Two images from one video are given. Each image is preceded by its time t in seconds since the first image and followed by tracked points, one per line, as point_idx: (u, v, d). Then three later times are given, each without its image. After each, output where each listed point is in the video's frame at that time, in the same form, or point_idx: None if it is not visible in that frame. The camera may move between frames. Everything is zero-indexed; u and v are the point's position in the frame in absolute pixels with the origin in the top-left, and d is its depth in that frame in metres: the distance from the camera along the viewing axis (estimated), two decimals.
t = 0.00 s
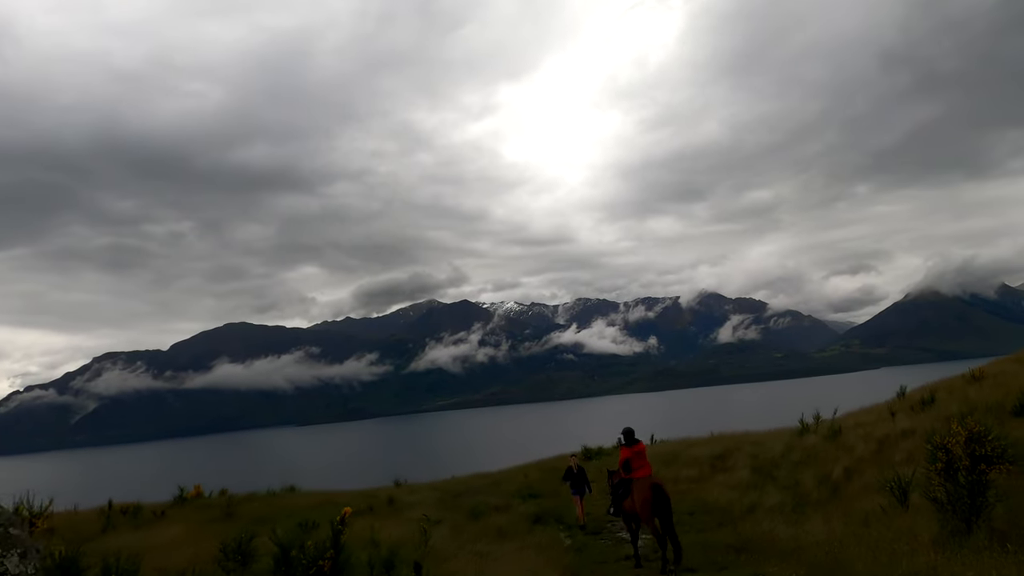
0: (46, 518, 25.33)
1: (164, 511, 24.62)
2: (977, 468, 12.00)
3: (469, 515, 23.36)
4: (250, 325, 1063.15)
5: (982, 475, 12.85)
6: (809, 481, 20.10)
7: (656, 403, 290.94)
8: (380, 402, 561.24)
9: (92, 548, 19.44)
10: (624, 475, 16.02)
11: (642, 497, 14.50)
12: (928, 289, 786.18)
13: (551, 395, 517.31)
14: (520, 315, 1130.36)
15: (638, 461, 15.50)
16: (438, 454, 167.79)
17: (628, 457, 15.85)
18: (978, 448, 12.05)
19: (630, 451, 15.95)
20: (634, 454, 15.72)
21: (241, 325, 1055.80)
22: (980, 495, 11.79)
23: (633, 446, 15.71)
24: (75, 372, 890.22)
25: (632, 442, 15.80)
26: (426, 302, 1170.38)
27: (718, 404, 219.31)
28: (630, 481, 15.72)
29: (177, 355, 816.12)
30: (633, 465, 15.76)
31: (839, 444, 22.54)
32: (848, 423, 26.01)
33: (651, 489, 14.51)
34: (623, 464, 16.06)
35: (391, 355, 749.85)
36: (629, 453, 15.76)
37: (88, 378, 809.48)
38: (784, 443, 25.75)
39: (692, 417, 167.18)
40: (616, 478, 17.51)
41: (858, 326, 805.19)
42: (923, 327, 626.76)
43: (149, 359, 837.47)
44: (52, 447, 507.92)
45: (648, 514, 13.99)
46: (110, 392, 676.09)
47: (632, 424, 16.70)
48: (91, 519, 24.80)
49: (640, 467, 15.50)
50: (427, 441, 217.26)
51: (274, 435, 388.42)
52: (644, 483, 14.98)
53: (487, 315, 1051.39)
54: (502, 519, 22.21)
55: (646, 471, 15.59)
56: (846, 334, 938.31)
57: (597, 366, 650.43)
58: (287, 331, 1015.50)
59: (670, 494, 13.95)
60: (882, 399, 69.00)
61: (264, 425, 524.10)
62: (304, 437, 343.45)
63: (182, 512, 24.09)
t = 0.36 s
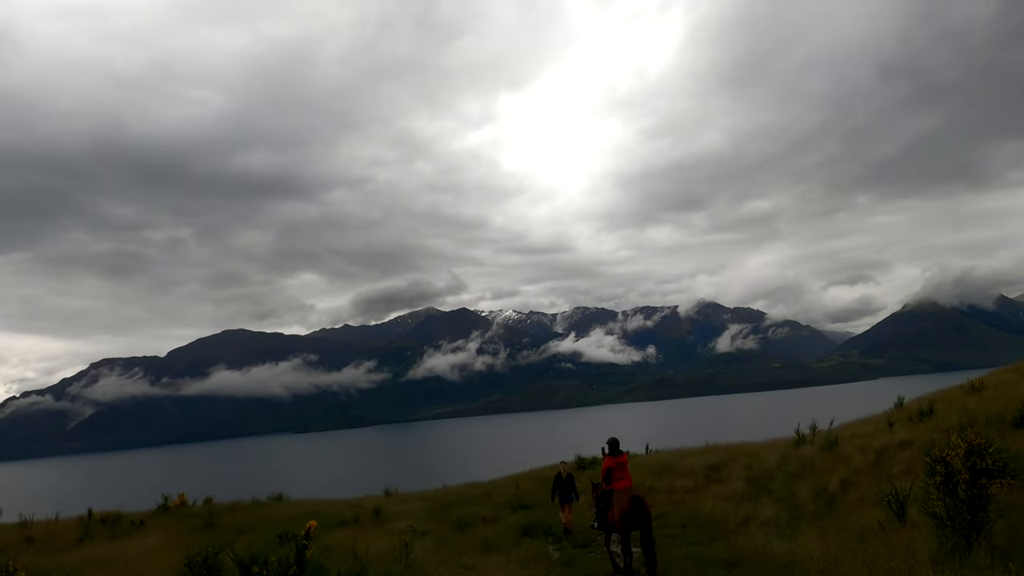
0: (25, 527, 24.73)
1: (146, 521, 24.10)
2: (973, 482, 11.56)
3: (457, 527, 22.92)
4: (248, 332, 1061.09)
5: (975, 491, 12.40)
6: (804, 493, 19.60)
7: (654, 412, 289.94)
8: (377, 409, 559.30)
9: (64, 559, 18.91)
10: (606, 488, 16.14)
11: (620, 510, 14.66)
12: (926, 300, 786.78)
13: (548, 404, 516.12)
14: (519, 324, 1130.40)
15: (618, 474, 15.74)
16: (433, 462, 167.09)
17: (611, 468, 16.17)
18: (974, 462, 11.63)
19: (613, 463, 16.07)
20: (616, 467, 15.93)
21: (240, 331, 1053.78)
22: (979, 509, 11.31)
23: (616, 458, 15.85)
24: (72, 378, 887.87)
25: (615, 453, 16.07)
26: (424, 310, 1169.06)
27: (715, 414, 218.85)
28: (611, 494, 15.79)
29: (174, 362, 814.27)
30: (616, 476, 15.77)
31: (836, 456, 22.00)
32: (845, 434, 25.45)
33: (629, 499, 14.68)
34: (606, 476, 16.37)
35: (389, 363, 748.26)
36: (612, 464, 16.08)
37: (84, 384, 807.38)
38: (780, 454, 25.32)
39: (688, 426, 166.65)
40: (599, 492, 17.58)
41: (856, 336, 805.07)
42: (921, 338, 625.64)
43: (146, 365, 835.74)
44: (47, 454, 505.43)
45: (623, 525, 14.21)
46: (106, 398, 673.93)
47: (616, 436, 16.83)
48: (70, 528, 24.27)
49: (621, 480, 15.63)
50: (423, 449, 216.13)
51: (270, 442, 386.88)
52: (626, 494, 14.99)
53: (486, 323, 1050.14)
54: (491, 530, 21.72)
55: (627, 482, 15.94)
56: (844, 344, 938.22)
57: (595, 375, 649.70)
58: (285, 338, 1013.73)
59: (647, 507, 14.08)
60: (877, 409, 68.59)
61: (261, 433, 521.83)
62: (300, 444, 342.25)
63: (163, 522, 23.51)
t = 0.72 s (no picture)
0: (15, 545, 24.26)
1: (139, 537, 23.61)
2: (991, 502, 10.98)
3: (457, 544, 22.42)
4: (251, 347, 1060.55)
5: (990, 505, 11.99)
6: (810, 511, 19.06)
7: (658, 427, 287.89)
8: (380, 424, 556.98)
9: None
10: (596, 503, 16.04)
11: (611, 528, 14.73)
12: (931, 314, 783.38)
13: (551, 419, 513.58)
14: (522, 338, 1128.55)
15: (610, 489, 15.65)
16: (436, 478, 165.54)
17: (601, 484, 15.96)
18: (993, 479, 10.98)
19: (605, 479, 16.09)
20: (608, 482, 15.82)
21: (243, 345, 1053.96)
22: (997, 529, 10.80)
23: (607, 473, 15.89)
24: (76, 393, 888.00)
25: (605, 470, 15.92)
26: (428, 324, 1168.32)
27: (719, 429, 216.85)
28: (601, 508, 15.83)
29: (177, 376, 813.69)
30: (607, 492, 15.84)
31: (843, 472, 21.43)
32: (851, 450, 24.96)
33: (621, 518, 14.66)
34: (596, 491, 16.20)
35: (392, 378, 746.44)
36: (604, 479, 15.85)
37: (88, 399, 807.40)
38: (784, 471, 24.82)
39: (693, 441, 165.02)
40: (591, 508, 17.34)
41: (861, 350, 800.92)
42: (926, 353, 622.88)
43: (150, 379, 835.95)
44: (50, 469, 504.47)
45: (617, 541, 14.23)
46: (110, 412, 673.10)
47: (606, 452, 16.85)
48: (60, 546, 23.73)
49: (611, 496, 15.68)
50: (426, 465, 214.18)
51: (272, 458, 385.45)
52: (620, 510, 14.81)
53: (489, 337, 1048.14)
54: (489, 548, 21.32)
55: (618, 498, 15.74)
56: (849, 358, 932.84)
57: (599, 390, 646.82)
58: (288, 352, 1012.58)
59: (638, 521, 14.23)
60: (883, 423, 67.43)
61: (265, 448, 520.59)
62: (303, 459, 340.44)
63: (155, 538, 23.07)
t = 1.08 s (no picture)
0: (4, 556, 23.77)
1: (128, 548, 23.21)
2: (1005, 511, 10.49)
3: (452, 555, 21.89)
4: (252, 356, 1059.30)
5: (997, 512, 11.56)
6: (817, 520, 18.51)
7: (660, 436, 286.30)
8: (381, 433, 554.71)
9: None
10: (590, 510, 15.77)
11: (605, 536, 14.51)
12: (933, 322, 780.40)
13: (553, 427, 511.52)
14: (523, 346, 1126.43)
15: (602, 498, 15.37)
16: (436, 487, 164.48)
17: (595, 491, 15.70)
18: (1001, 486, 10.53)
19: (597, 486, 15.84)
20: (600, 490, 15.59)
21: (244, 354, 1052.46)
22: (1014, 539, 10.31)
23: (599, 482, 15.67)
24: (78, 403, 886.94)
25: (598, 477, 15.68)
26: (429, 333, 1166.81)
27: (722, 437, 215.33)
28: (595, 516, 15.54)
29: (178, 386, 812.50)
30: (600, 501, 15.59)
31: (848, 480, 20.97)
32: (855, 457, 24.48)
33: (616, 527, 14.43)
34: (591, 499, 15.95)
35: (393, 387, 744.84)
36: (596, 488, 15.63)
37: (89, 408, 805.84)
38: (789, 479, 24.28)
39: (695, 450, 163.71)
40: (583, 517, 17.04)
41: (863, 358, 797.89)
42: (928, 361, 620.09)
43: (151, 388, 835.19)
44: (50, 478, 502.75)
45: (609, 554, 14.04)
46: (111, 422, 671.41)
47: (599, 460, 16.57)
48: (49, 557, 23.27)
49: (607, 503, 15.36)
50: (426, 474, 212.98)
51: (273, 467, 384.02)
52: (614, 522, 14.54)
53: (490, 345, 1046.13)
54: (486, 558, 20.87)
55: (612, 507, 15.46)
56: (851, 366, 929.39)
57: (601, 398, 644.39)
58: (289, 361, 1011.12)
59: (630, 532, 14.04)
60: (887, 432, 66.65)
61: (266, 457, 518.56)
62: (303, 468, 338.81)
63: (144, 550, 22.55)
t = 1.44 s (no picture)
0: None
1: (112, 554, 22.82)
2: (1009, 522, 10.10)
3: (441, 563, 21.36)
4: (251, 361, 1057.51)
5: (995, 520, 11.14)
6: (812, 529, 18.17)
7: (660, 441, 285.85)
8: (380, 437, 553.32)
9: None
10: (578, 515, 15.42)
11: (591, 542, 14.37)
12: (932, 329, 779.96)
13: (551, 433, 510.47)
14: (522, 352, 1125.25)
15: (591, 503, 15.00)
16: (434, 492, 163.97)
17: (583, 497, 15.28)
18: (1001, 496, 10.21)
19: (586, 492, 15.37)
20: (588, 496, 15.15)
21: (244, 358, 1051.35)
22: (1014, 553, 9.94)
23: (587, 488, 15.21)
24: (76, 406, 884.39)
25: (586, 484, 15.27)
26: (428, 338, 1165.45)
27: (720, 443, 214.60)
28: (583, 523, 15.12)
29: (177, 390, 811.06)
30: (588, 507, 15.21)
31: (846, 487, 20.60)
32: (853, 466, 24.11)
33: (600, 533, 14.38)
34: (579, 504, 15.54)
35: (392, 392, 743.40)
36: (584, 494, 15.20)
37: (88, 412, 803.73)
38: (786, 485, 23.94)
39: (694, 456, 163.29)
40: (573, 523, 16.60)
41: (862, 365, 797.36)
42: (927, 368, 619.80)
43: (149, 392, 833.55)
44: (47, 482, 500.99)
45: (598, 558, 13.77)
46: (109, 425, 669.79)
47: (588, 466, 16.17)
48: (32, 563, 22.83)
49: (594, 511, 15.03)
50: (424, 479, 212.34)
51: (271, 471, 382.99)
52: (599, 529, 14.32)
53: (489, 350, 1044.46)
54: (475, 566, 20.39)
55: (599, 512, 15.11)
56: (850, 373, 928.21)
57: (599, 404, 643.37)
58: (288, 365, 1009.69)
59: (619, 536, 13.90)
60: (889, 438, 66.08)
61: (263, 461, 517.02)
62: (302, 473, 337.85)
63: (128, 555, 22.17)
